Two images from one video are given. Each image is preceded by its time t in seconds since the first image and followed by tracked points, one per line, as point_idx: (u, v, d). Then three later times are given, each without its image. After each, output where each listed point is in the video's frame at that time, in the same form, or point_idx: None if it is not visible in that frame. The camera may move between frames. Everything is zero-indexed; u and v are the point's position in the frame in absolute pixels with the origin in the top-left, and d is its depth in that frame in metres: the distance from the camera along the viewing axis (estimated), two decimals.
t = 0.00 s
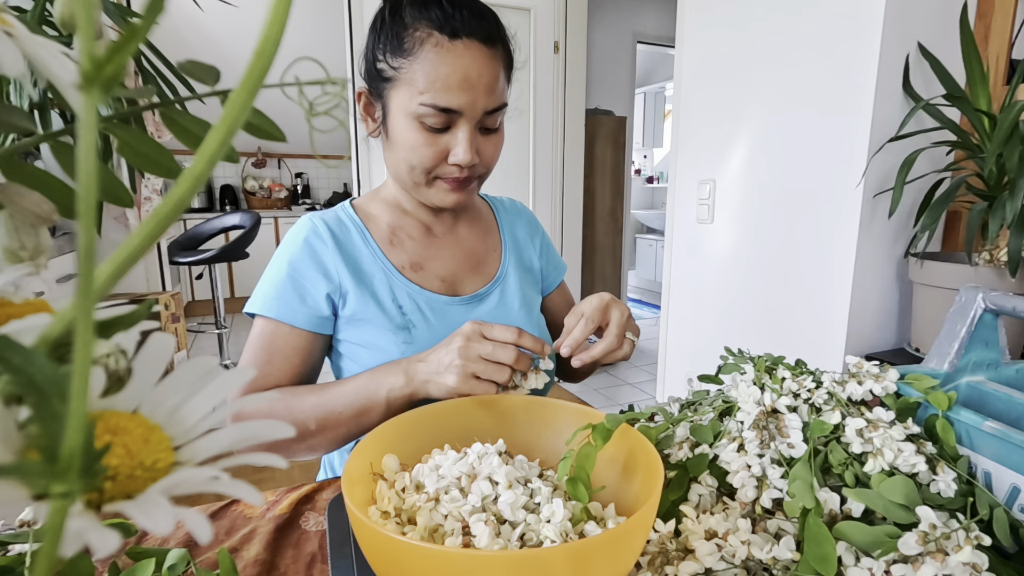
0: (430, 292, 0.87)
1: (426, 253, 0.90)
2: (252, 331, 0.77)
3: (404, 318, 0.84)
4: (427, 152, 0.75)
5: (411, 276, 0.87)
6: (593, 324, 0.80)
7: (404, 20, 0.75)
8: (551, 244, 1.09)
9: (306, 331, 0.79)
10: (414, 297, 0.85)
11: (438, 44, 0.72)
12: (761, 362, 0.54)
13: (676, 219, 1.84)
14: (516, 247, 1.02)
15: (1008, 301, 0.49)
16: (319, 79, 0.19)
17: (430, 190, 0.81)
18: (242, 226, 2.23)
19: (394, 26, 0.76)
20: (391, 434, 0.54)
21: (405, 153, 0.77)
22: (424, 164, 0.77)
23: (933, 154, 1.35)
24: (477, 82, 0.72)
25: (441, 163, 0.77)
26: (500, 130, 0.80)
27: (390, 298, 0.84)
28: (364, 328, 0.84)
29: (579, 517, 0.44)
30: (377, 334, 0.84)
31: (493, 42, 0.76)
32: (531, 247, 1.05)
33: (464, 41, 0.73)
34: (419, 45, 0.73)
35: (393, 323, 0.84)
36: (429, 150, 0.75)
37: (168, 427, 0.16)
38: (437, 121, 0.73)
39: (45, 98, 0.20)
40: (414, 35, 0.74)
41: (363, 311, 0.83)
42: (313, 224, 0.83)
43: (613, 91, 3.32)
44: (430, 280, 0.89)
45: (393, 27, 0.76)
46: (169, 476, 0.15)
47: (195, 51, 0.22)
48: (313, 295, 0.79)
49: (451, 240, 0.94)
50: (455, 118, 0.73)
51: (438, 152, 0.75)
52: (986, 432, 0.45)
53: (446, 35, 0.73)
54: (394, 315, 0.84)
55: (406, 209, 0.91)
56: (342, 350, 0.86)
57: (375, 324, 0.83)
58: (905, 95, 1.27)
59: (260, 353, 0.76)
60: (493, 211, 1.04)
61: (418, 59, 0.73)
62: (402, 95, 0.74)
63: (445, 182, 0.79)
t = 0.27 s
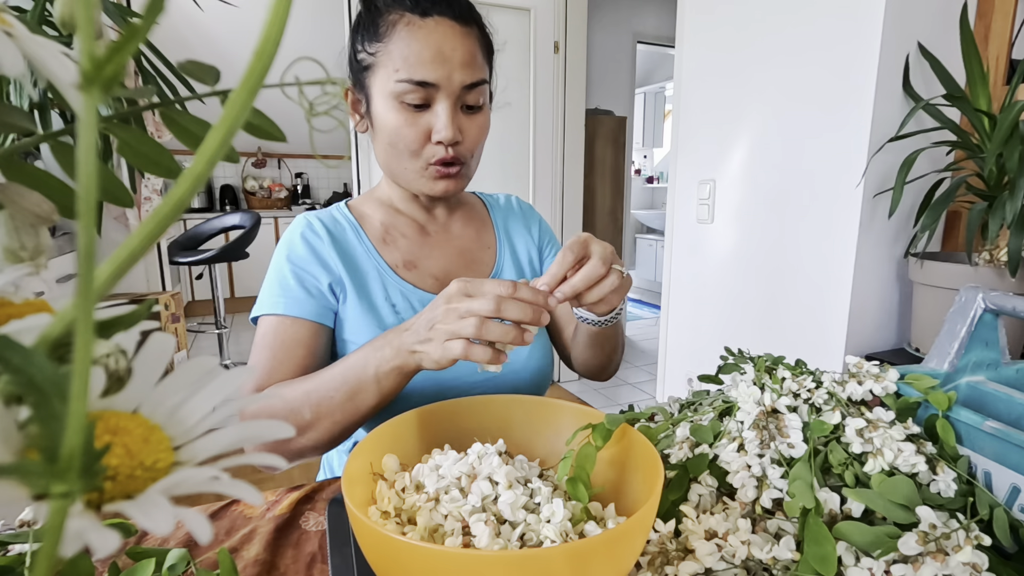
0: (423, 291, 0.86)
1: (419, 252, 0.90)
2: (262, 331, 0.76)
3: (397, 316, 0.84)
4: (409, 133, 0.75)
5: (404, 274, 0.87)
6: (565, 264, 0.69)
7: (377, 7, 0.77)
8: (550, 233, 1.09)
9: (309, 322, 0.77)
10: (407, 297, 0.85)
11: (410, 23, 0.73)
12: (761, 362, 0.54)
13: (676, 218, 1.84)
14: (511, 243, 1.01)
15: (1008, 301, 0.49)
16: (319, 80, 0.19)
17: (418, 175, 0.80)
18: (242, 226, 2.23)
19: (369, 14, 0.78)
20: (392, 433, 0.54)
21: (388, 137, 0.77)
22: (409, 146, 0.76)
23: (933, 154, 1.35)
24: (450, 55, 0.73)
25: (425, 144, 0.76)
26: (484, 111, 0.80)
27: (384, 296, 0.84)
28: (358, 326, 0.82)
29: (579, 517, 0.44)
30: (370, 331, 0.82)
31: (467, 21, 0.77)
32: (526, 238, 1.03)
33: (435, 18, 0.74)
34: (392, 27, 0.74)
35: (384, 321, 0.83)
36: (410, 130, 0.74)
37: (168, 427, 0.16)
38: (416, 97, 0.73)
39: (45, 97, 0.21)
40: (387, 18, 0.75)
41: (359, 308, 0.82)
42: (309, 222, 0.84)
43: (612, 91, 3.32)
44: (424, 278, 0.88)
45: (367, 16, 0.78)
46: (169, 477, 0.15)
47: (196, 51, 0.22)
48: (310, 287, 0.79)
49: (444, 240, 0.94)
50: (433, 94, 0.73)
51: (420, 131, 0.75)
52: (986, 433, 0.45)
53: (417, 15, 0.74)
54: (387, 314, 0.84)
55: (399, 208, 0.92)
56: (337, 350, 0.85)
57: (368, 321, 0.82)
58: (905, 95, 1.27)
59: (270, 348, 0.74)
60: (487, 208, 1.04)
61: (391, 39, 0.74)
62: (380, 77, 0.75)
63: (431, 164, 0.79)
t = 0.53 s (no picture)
0: (416, 295, 0.86)
1: (412, 252, 0.90)
2: (257, 331, 0.75)
3: (389, 318, 0.84)
4: (401, 134, 0.75)
5: (397, 276, 0.87)
6: (603, 232, 0.67)
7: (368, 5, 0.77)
8: (546, 232, 1.08)
9: (304, 323, 0.77)
10: (400, 299, 0.85)
11: (401, 21, 0.73)
12: (761, 362, 0.54)
13: (676, 218, 1.85)
14: (507, 246, 1.01)
15: (1008, 301, 0.49)
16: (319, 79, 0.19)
17: (411, 176, 0.81)
18: (241, 226, 2.23)
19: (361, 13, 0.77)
20: (392, 433, 0.54)
21: (380, 138, 0.77)
22: (400, 147, 0.76)
23: (933, 154, 1.35)
24: (441, 54, 0.72)
25: (417, 144, 0.76)
26: (476, 110, 0.80)
27: (377, 299, 0.84)
28: (352, 327, 0.82)
29: (579, 517, 0.44)
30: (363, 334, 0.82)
31: (459, 19, 0.76)
32: (523, 241, 1.03)
33: (426, 17, 0.73)
34: (382, 25, 0.74)
35: (377, 324, 0.83)
36: (402, 131, 0.75)
37: (169, 427, 0.16)
38: (408, 98, 0.73)
39: (45, 98, 0.21)
40: (379, 17, 0.75)
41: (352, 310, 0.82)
42: (303, 223, 0.84)
43: (612, 91, 3.32)
44: (417, 280, 0.88)
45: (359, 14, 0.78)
46: (169, 476, 0.15)
47: (196, 51, 0.22)
48: (306, 287, 0.79)
49: (438, 241, 0.94)
50: (425, 94, 0.73)
51: (412, 132, 0.75)
52: (986, 433, 0.45)
53: (409, 13, 0.74)
54: (380, 316, 0.84)
55: (393, 208, 0.92)
56: (331, 351, 0.85)
57: (360, 324, 0.83)
58: (905, 95, 1.27)
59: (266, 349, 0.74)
60: (483, 208, 1.04)
61: (382, 39, 0.73)
62: (371, 77, 0.75)
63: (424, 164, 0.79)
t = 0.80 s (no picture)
0: (419, 296, 0.86)
1: (414, 253, 0.90)
2: (253, 336, 0.77)
3: (392, 320, 0.84)
4: (410, 147, 0.76)
5: (399, 278, 0.87)
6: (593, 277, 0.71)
7: (376, 13, 0.75)
8: (547, 238, 1.09)
9: (302, 330, 0.78)
10: (403, 301, 0.85)
11: (410, 34, 0.72)
12: (761, 362, 0.54)
13: (676, 218, 1.84)
14: (509, 248, 1.00)
15: (1008, 301, 0.49)
16: (319, 79, 0.19)
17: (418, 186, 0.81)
18: (241, 227, 2.23)
19: (367, 20, 0.76)
20: (391, 434, 0.54)
21: (389, 148, 0.77)
22: (408, 159, 0.77)
23: (932, 154, 1.35)
24: (451, 69, 0.71)
25: (426, 156, 0.77)
26: (484, 120, 0.80)
27: (379, 301, 0.84)
28: (355, 330, 0.82)
29: (579, 517, 0.44)
30: (364, 337, 0.83)
31: (468, 29, 0.75)
32: (525, 245, 1.03)
33: (437, 30, 0.72)
34: (392, 37, 0.73)
35: (380, 326, 0.83)
36: (411, 144, 0.75)
37: (168, 427, 0.16)
38: (417, 113, 0.73)
39: (45, 97, 0.21)
40: (387, 28, 0.73)
41: (353, 314, 0.82)
42: (303, 226, 0.84)
43: (612, 91, 3.32)
44: (419, 281, 0.88)
45: (366, 21, 0.76)
46: (169, 476, 0.15)
47: (196, 51, 0.22)
48: (304, 294, 0.79)
49: (440, 241, 0.94)
50: (434, 109, 0.73)
51: (420, 145, 0.75)
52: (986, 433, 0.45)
53: (418, 25, 0.73)
54: (381, 318, 0.84)
55: (395, 210, 0.91)
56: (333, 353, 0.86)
57: (361, 325, 0.83)
58: (905, 95, 1.27)
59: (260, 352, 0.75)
60: (484, 209, 1.04)
61: (391, 51, 0.72)
62: (379, 90, 0.74)
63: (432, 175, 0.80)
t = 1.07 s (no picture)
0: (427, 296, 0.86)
1: (422, 254, 0.90)
2: (258, 332, 0.78)
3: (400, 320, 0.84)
4: (429, 154, 0.76)
5: (407, 278, 0.87)
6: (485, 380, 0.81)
7: (404, 20, 0.76)
8: (552, 241, 1.09)
9: (305, 329, 0.78)
10: (411, 301, 0.85)
11: (439, 44, 0.73)
12: (761, 362, 0.54)
13: (676, 218, 1.84)
14: (515, 250, 1.01)
15: (1008, 301, 0.49)
16: (319, 79, 0.19)
17: (431, 192, 0.81)
18: (242, 226, 2.23)
19: (394, 26, 0.76)
20: (392, 434, 0.54)
21: (407, 154, 0.77)
22: (427, 165, 0.77)
23: (933, 154, 1.35)
24: (477, 82, 0.72)
25: (444, 164, 0.77)
26: (501, 131, 0.80)
27: (388, 301, 0.84)
28: (362, 329, 0.82)
29: (579, 517, 0.44)
30: (373, 336, 0.82)
31: (493, 41, 0.76)
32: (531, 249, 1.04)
33: (465, 41, 0.73)
34: (420, 46, 0.73)
35: (388, 325, 0.83)
36: (431, 151, 0.75)
37: (168, 427, 0.16)
38: (439, 121, 0.73)
39: (45, 98, 0.20)
40: (415, 36, 0.74)
41: (361, 313, 0.82)
42: (314, 224, 0.83)
43: (612, 91, 3.32)
44: (427, 282, 0.89)
45: (392, 26, 0.77)
46: (169, 476, 0.15)
47: (196, 52, 0.22)
48: (311, 294, 0.79)
49: (449, 243, 0.94)
50: (457, 119, 0.73)
51: (440, 153, 0.76)
52: (986, 433, 0.45)
53: (447, 35, 0.73)
54: (391, 317, 0.84)
55: (405, 210, 0.91)
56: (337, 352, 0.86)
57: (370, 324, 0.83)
58: (905, 95, 1.27)
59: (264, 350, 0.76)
60: (492, 212, 1.03)
61: (419, 60, 0.73)
62: (403, 96, 0.75)
63: (448, 183, 0.80)
